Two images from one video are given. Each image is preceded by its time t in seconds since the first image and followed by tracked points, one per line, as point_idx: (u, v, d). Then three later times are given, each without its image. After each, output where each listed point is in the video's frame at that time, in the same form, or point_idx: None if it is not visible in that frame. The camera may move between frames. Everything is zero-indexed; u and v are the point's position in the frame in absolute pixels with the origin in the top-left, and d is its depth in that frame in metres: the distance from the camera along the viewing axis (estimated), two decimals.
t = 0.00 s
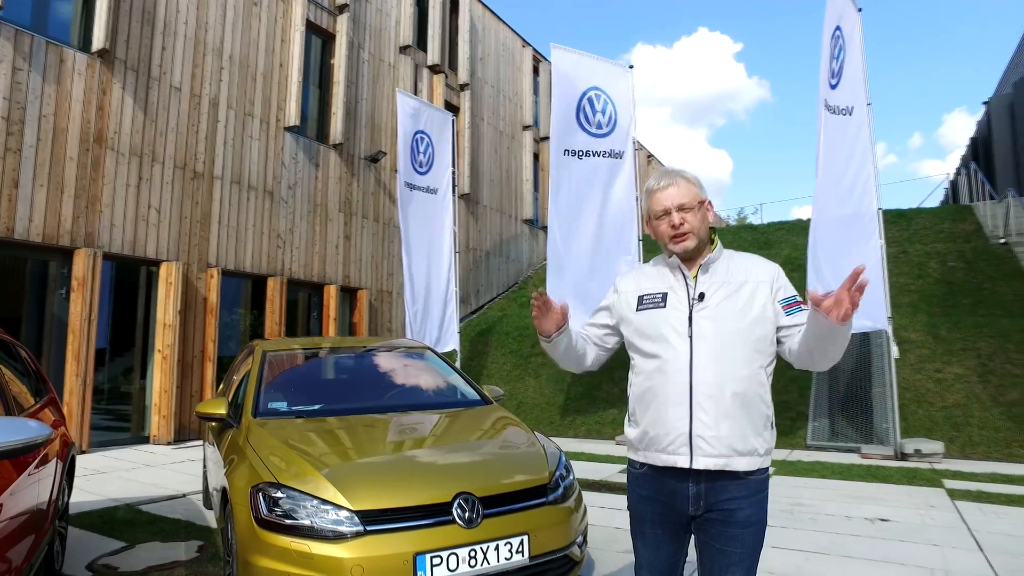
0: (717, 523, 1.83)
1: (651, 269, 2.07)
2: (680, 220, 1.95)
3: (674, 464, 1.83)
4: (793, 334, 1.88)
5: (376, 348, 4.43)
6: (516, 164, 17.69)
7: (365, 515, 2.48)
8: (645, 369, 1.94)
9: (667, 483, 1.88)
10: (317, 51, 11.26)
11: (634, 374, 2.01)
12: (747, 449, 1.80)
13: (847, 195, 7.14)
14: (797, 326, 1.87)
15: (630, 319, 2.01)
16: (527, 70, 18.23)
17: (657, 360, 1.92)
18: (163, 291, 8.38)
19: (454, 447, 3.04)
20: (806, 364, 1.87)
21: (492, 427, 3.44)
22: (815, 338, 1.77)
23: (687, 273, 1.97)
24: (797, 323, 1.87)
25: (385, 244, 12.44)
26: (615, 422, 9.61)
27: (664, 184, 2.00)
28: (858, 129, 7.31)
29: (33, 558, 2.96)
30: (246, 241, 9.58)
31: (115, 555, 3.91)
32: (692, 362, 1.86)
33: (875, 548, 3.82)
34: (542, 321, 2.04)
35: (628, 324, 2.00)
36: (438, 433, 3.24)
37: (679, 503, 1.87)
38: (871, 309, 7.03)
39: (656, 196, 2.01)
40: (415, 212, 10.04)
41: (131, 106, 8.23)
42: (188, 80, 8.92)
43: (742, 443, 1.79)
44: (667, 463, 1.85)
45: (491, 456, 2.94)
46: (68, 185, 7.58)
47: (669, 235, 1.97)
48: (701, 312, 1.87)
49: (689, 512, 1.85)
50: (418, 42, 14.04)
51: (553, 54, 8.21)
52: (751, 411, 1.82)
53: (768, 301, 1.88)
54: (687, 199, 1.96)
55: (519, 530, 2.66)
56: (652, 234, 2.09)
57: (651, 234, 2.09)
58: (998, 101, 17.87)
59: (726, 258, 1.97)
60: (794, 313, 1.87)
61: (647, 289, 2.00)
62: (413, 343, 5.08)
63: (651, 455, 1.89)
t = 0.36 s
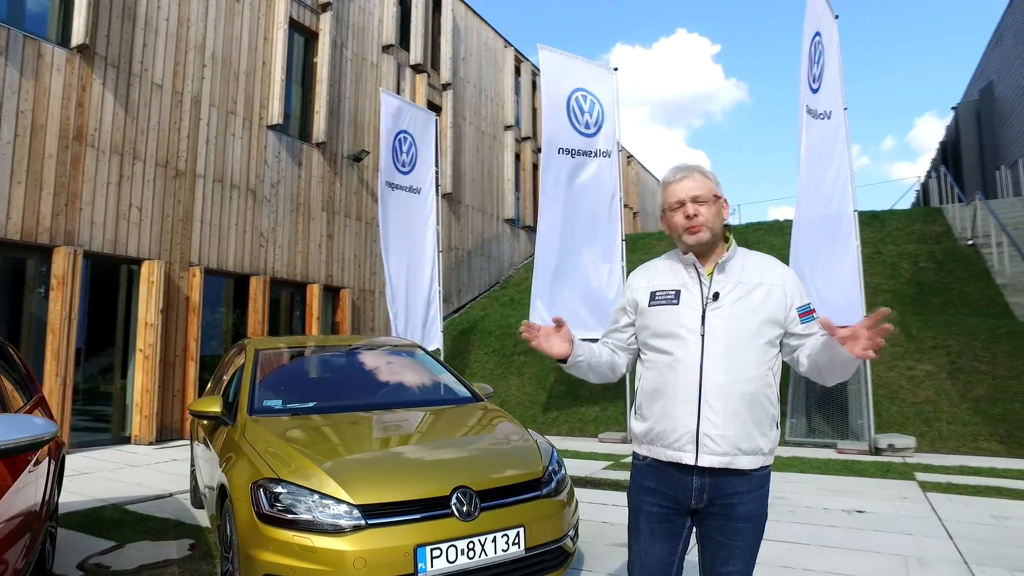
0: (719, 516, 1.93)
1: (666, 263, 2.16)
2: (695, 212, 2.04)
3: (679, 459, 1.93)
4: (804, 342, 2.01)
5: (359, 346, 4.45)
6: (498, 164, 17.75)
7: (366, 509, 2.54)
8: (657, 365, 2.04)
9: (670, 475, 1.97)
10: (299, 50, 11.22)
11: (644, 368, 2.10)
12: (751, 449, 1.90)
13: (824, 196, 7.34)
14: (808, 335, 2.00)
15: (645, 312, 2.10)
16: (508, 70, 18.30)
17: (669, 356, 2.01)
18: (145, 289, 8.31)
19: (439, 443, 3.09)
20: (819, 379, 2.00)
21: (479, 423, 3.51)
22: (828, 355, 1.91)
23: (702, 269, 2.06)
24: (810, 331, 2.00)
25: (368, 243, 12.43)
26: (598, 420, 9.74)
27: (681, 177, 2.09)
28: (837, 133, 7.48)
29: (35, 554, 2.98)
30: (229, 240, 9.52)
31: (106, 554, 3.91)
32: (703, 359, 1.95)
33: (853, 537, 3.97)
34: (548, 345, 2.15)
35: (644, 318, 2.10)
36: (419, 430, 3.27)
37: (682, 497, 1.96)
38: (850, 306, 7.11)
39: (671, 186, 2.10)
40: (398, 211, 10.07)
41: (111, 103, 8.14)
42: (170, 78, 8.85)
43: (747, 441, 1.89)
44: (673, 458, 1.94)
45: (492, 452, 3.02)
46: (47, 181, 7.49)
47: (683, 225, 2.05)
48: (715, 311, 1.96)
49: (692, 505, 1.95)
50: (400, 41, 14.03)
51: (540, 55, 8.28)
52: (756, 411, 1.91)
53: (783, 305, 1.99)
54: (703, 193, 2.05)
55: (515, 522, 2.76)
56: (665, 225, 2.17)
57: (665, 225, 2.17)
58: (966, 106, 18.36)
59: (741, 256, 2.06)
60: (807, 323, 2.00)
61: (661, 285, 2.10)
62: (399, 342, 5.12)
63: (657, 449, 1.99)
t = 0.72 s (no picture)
0: (707, 505, 2.02)
1: (664, 261, 2.21)
2: (708, 231, 2.09)
3: (670, 451, 1.99)
4: (791, 347, 2.13)
5: (344, 343, 4.47)
6: (479, 163, 17.80)
7: (365, 503, 2.60)
8: (651, 359, 2.09)
9: (662, 464, 2.03)
10: (281, 47, 11.16)
11: (638, 362, 2.16)
12: (738, 444, 1.99)
13: (805, 196, 7.48)
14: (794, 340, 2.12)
15: (642, 308, 2.14)
16: (490, 70, 18.34)
17: (663, 352, 2.07)
18: (125, 288, 8.23)
19: (421, 440, 3.12)
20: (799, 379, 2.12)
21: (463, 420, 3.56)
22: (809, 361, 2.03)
23: (701, 272, 2.12)
24: (795, 336, 2.12)
25: (350, 242, 12.40)
26: (580, 417, 9.85)
27: (700, 191, 2.10)
28: (814, 136, 7.72)
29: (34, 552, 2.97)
30: (210, 239, 9.46)
31: (96, 554, 3.89)
32: (697, 357, 2.02)
33: (830, 527, 4.13)
34: (548, 342, 2.13)
35: (641, 313, 2.14)
36: (402, 427, 3.32)
37: (674, 486, 2.03)
38: (828, 306, 7.41)
39: (688, 198, 2.11)
40: (382, 210, 10.08)
41: (90, 99, 8.03)
42: (151, 74, 8.76)
43: (735, 437, 1.98)
44: (663, 450, 2.01)
45: (484, 448, 3.09)
46: (25, 179, 7.37)
47: (694, 241, 2.10)
48: (711, 313, 2.03)
49: (683, 494, 2.02)
50: (382, 39, 14.00)
51: (527, 54, 8.36)
52: (745, 409, 2.01)
53: (774, 310, 2.10)
54: (718, 212, 2.09)
55: (510, 515, 2.84)
56: (671, 228, 2.21)
57: (670, 228, 2.21)
58: (934, 111, 18.88)
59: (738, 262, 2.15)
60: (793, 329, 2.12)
61: (660, 282, 2.14)
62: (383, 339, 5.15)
63: (647, 440, 2.05)
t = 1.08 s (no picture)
0: (685, 497, 2.07)
1: (632, 263, 2.24)
2: (676, 231, 2.15)
3: (650, 447, 2.01)
4: (753, 347, 2.24)
5: (326, 341, 4.50)
6: (458, 162, 17.83)
7: (359, 496, 2.67)
8: (626, 357, 2.11)
9: (642, 464, 2.04)
10: (260, 44, 11.10)
11: (610, 363, 2.16)
12: (715, 437, 2.05)
13: (782, 196, 7.67)
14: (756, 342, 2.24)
15: (614, 307, 2.16)
16: (469, 69, 18.38)
17: (638, 349, 2.10)
18: (102, 287, 8.14)
19: (406, 436, 3.18)
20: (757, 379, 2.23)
21: (444, 416, 3.60)
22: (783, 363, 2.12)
23: (670, 271, 2.18)
24: (757, 337, 2.24)
25: (329, 241, 12.37)
26: (560, 414, 9.96)
27: (669, 193, 2.15)
28: (790, 139, 7.95)
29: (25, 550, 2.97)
30: (189, 237, 9.38)
31: (82, 552, 3.89)
32: (673, 353, 2.07)
33: (802, 517, 4.29)
34: (525, 346, 2.10)
35: (614, 312, 2.16)
36: (386, 423, 3.37)
37: (654, 485, 2.05)
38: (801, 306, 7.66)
39: (656, 200, 2.17)
40: (362, 209, 10.09)
41: (65, 94, 7.92)
42: (127, 69, 8.65)
43: (711, 429, 2.04)
44: (644, 446, 2.02)
45: (472, 443, 3.16)
46: None
47: (663, 241, 2.16)
48: (684, 310, 2.10)
49: (663, 492, 2.05)
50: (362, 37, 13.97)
51: (510, 54, 8.44)
52: (718, 402, 2.08)
53: (739, 311, 2.19)
54: (685, 213, 2.15)
55: (499, 507, 2.92)
56: (640, 230, 2.26)
57: (639, 230, 2.26)
58: (902, 115, 19.38)
59: (701, 267, 2.23)
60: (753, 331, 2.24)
61: (630, 282, 2.17)
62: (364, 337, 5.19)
63: (627, 439, 2.04)
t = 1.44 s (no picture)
0: (648, 487, 2.09)
1: (590, 253, 2.25)
2: (634, 222, 2.19)
3: (612, 434, 2.02)
4: (703, 336, 2.26)
5: (317, 338, 4.57)
6: (445, 162, 17.87)
7: (361, 486, 2.74)
8: (587, 346, 2.12)
9: (602, 452, 2.05)
10: (247, 42, 11.08)
11: (570, 351, 2.17)
12: (673, 423, 2.08)
13: (770, 195, 7.77)
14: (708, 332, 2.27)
15: (576, 296, 2.17)
16: (456, 69, 18.41)
17: (600, 337, 2.11)
18: (90, 285, 8.12)
19: (394, 429, 3.22)
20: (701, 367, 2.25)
21: (434, 411, 3.66)
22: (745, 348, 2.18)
23: (630, 260, 2.21)
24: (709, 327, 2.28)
25: (317, 239, 12.38)
26: (548, 412, 10.06)
27: (626, 184, 2.19)
28: (778, 139, 8.11)
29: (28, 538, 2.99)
30: (177, 235, 9.36)
31: (78, 547, 3.91)
32: (633, 341, 2.09)
33: (784, 508, 4.42)
34: (495, 330, 2.12)
35: (575, 302, 2.16)
36: (377, 416, 3.42)
37: (616, 473, 2.05)
38: (785, 303, 7.80)
39: (614, 191, 2.20)
40: (352, 209, 10.12)
41: (51, 91, 7.87)
42: (114, 66, 8.61)
43: (670, 416, 2.07)
44: (605, 434, 2.02)
45: (463, 435, 3.22)
46: None
47: (622, 232, 2.20)
48: (644, 299, 2.13)
49: (624, 479, 2.06)
50: (349, 36, 13.96)
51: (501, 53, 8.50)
52: (676, 389, 2.12)
53: (694, 301, 2.24)
54: (642, 204, 2.19)
55: (495, 497, 3.00)
56: (598, 223, 2.29)
57: (597, 223, 2.29)
58: (882, 117, 19.70)
59: (660, 258, 2.27)
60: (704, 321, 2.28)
61: (591, 272, 2.18)
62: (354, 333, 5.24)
63: (589, 426, 2.05)
